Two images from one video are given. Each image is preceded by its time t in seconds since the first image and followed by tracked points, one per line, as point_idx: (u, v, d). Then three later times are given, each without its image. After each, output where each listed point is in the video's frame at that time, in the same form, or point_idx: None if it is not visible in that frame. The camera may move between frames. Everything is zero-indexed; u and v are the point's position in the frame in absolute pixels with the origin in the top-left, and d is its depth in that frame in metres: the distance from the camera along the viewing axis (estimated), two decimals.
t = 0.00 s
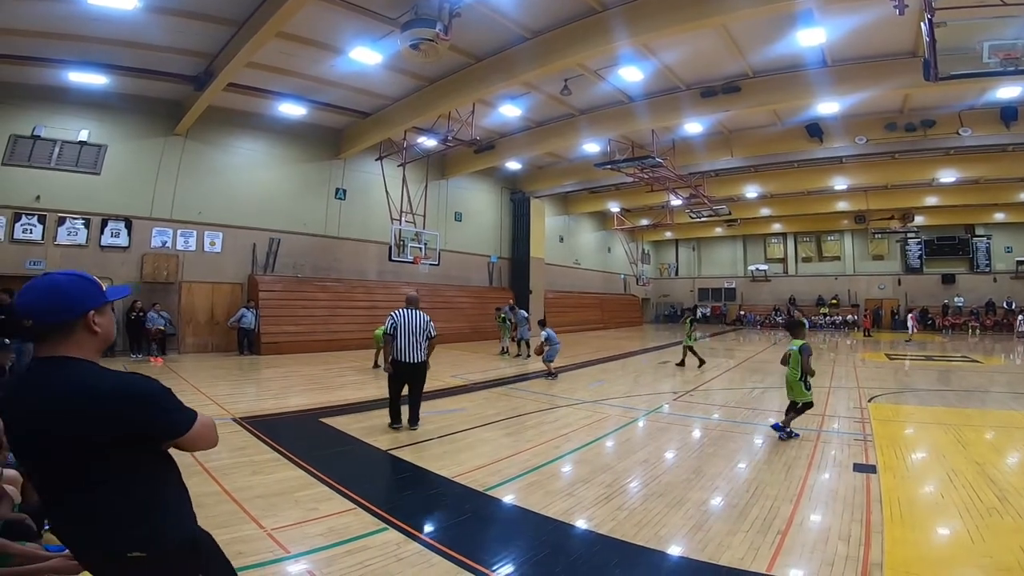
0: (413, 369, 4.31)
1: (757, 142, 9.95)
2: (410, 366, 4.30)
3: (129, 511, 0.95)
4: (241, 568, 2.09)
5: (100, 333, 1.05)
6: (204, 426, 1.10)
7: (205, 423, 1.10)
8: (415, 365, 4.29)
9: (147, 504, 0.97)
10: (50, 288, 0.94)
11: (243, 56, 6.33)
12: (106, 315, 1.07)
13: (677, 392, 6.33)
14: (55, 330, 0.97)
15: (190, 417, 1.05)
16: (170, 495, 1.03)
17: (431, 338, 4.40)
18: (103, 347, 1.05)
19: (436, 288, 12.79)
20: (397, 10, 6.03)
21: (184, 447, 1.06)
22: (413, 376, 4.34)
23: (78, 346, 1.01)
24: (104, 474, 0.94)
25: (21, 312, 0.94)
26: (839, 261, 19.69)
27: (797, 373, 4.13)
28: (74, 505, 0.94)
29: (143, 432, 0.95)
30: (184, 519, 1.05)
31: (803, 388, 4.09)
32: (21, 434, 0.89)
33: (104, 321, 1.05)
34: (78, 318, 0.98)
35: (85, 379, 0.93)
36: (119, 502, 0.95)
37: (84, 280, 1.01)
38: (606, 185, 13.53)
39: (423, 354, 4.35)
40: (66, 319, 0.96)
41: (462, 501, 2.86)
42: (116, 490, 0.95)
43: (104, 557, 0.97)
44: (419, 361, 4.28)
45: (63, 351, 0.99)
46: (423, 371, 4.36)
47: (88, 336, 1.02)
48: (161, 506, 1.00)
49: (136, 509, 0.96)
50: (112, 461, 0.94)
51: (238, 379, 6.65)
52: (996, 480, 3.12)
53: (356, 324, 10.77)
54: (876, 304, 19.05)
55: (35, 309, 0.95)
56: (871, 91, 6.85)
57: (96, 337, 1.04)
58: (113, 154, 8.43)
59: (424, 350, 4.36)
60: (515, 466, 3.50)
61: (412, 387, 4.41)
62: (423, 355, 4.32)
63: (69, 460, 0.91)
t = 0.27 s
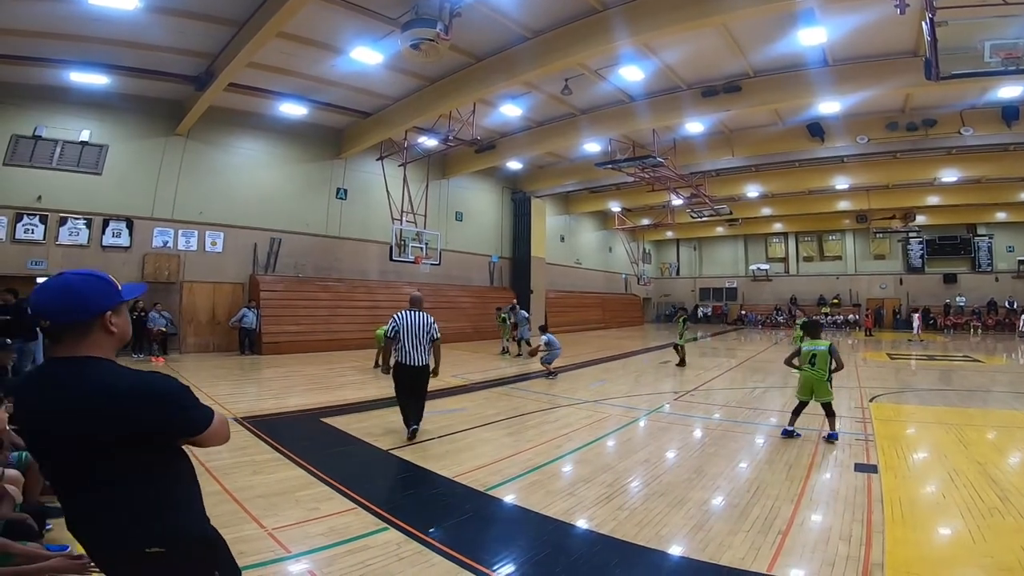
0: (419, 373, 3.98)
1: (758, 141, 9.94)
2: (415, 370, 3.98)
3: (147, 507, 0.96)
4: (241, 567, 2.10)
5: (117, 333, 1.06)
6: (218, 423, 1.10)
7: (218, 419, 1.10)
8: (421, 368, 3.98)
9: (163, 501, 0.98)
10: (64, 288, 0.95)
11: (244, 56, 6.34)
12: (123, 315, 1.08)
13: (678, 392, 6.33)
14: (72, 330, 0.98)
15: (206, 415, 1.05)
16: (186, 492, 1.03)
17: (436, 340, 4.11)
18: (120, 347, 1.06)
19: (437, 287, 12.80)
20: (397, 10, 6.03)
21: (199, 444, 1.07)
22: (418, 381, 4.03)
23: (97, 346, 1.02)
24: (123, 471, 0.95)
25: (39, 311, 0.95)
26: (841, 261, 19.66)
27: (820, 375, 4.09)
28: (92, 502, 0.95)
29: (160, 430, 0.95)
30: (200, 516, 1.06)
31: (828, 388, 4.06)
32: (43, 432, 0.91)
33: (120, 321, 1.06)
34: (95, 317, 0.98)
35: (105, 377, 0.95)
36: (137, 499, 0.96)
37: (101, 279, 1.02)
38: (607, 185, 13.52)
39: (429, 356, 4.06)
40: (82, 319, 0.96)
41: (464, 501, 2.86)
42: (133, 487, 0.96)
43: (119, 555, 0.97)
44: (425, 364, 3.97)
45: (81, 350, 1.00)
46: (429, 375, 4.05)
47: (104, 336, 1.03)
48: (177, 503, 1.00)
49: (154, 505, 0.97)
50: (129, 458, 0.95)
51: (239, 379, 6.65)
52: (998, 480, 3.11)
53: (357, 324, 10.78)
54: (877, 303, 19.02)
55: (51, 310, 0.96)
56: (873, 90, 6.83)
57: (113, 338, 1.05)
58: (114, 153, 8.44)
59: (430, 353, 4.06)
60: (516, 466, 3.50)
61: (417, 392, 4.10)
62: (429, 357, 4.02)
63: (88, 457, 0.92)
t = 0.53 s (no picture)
0: (422, 377, 3.86)
1: (758, 141, 9.93)
2: (418, 374, 3.86)
3: (159, 506, 0.98)
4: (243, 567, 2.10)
5: (131, 334, 1.06)
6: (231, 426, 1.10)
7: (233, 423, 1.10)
8: (424, 372, 3.85)
9: (176, 501, 0.99)
10: (79, 289, 0.96)
11: (244, 56, 6.35)
12: (137, 317, 1.07)
13: (679, 392, 6.33)
14: (87, 333, 0.98)
15: (220, 418, 1.05)
16: (199, 492, 1.04)
17: (441, 343, 3.98)
18: (135, 348, 1.07)
19: (438, 287, 12.81)
20: (397, 10, 6.03)
21: (212, 445, 1.07)
22: (421, 385, 3.90)
23: (113, 347, 1.03)
24: (136, 471, 0.96)
25: (53, 315, 0.95)
26: (841, 260, 19.65)
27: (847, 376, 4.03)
28: (104, 501, 0.96)
29: (173, 431, 0.96)
30: (211, 516, 1.07)
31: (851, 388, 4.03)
32: (61, 432, 0.93)
33: (135, 322, 1.06)
34: (109, 320, 0.98)
35: (120, 378, 0.96)
36: (149, 499, 0.97)
37: (114, 281, 1.02)
38: (607, 185, 13.52)
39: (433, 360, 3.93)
40: (97, 322, 0.96)
41: (464, 501, 2.87)
42: (145, 488, 0.97)
43: (131, 554, 0.98)
44: (428, 368, 3.84)
45: (97, 352, 1.01)
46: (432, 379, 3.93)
47: (120, 338, 1.03)
48: (189, 504, 1.01)
49: (166, 505, 0.98)
50: (142, 459, 0.96)
51: (240, 380, 6.66)
52: (998, 480, 3.11)
53: (357, 324, 10.79)
54: (878, 303, 19.01)
55: (65, 312, 0.95)
56: (873, 90, 6.82)
57: (128, 339, 1.05)
58: (114, 154, 8.45)
59: (434, 357, 3.93)
60: (516, 466, 3.50)
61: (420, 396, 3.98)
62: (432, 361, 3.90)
63: (102, 457, 0.93)
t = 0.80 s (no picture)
0: (430, 379, 3.76)
1: (758, 141, 9.93)
2: (427, 376, 3.75)
3: (167, 508, 0.97)
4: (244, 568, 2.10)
5: (144, 334, 1.06)
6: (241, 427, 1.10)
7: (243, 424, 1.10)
8: (434, 374, 3.75)
9: (184, 504, 0.99)
10: (89, 291, 0.95)
11: (244, 57, 6.35)
12: (150, 317, 1.07)
13: (679, 392, 6.33)
14: (99, 334, 0.98)
15: (230, 419, 1.05)
16: (208, 494, 1.04)
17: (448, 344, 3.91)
18: (147, 349, 1.06)
19: (438, 288, 12.82)
20: (398, 10, 6.03)
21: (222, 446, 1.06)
22: (429, 388, 3.79)
23: (126, 348, 1.03)
24: (145, 472, 0.96)
25: (66, 317, 0.95)
26: (842, 260, 19.64)
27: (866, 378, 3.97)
28: (114, 501, 0.97)
29: (182, 433, 0.96)
30: (220, 517, 1.06)
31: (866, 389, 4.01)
32: (73, 433, 0.93)
33: (148, 323, 1.06)
34: (121, 321, 0.98)
35: (131, 379, 0.96)
36: (157, 501, 0.97)
37: (126, 283, 1.02)
38: (607, 185, 13.52)
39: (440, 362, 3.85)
40: (108, 323, 0.96)
41: (465, 501, 2.86)
42: (154, 489, 0.97)
43: (140, 554, 0.98)
44: (438, 370, 3.75)
45: (111, 353, 1.01)
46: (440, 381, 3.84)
47: (133, 338, 1.03)
48: (197, 506, 1.00)
49: (174, 507, 0.98)
50: (151, 460, 0.96)
51: (240, 380, 6.66)
52: (998, 480, 3.11)
53: (358, 324, 10.80)
54: (878, 303, 19.01)
55: (76, 313, 0.95)
56: (873, 90, 6.82)
57: (141, 340, 1.05)
58: (115, 155, 8.46)
59: (441, 359, 3.85)
60: (517, 466, 3.50)
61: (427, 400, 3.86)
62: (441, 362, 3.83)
63: (112, 458, 0.94)
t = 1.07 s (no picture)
0: (444, 386, 3.51)
1: (759, 141, 9.92)
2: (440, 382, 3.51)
3: (176, 510, 0.98)
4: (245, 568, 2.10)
5: (152, 333, 1.06)
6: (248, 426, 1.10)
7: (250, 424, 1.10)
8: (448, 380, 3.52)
9: (193, 505, 0.99)
10: (97, 291, 0.96)
11: (245, 57, 6.36)
12: (156, 316, 1.08)
13: (680, 392, 6.33)
14: (109, 334, 0.99)
15: (238, 419, 1.05)
16: (217, 494, 1.04)
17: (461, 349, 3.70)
18: (155, 348, 1.07)
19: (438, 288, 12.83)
20: (398, 11, 6.04)
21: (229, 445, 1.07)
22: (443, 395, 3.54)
23: (135, 347, 1.03)
24: (154, 472, 0.96)
25: (76, 317, 0.95)
26: (842, 261, 19.63)
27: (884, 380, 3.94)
28: (122, 501, 0.97)
29: (190, 432, 0.96)
30: (228, 516, 1.07)
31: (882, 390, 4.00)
32: (79, 432, 0.94)
33: (155, 322, 1.07)
34: (130, 321, 0.98)
35: (140, 378, 0.96)
36: (169, 501, 0.97)
37: (133, 283, 1.03)
38: (607, 186, 13.53)
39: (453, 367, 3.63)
40: (118, 323, 0.96)
41: (466, 502, 2.86)
42: (165, 490, 0.97)
43: (147, 555, 0.98)
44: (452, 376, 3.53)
45: (118, 353, 1.01)
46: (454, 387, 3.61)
47: (142, 338, 1.04)
48: (207, 506, 1.01)
49: (183, 509, 0.98)
50: (159, 460, 0.96)
51: (240, 380, 6.66)
52: (998, 480, 3.11)
53: (358, 324, 10.81)
54: (878, 303, 19.00)
55: (86, 314, 0.96)
56: (874, 90, 6.82)
57: (149, 339, 1.05)
58: (115, 155, 8.46)
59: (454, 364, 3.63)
60: (518, 466, 3.50)
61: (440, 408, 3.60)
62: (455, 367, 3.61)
63: (120, 458, 0.94)
